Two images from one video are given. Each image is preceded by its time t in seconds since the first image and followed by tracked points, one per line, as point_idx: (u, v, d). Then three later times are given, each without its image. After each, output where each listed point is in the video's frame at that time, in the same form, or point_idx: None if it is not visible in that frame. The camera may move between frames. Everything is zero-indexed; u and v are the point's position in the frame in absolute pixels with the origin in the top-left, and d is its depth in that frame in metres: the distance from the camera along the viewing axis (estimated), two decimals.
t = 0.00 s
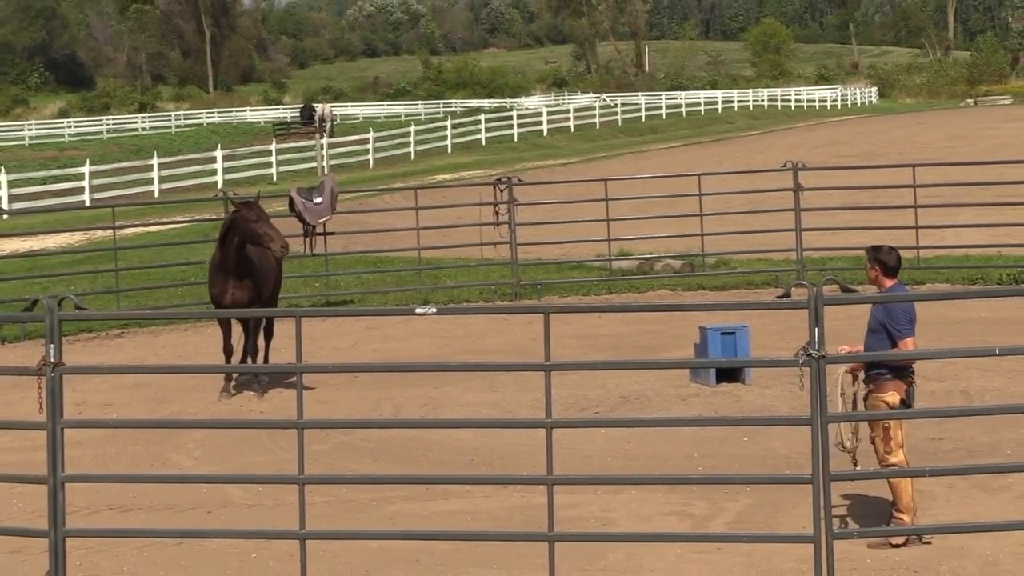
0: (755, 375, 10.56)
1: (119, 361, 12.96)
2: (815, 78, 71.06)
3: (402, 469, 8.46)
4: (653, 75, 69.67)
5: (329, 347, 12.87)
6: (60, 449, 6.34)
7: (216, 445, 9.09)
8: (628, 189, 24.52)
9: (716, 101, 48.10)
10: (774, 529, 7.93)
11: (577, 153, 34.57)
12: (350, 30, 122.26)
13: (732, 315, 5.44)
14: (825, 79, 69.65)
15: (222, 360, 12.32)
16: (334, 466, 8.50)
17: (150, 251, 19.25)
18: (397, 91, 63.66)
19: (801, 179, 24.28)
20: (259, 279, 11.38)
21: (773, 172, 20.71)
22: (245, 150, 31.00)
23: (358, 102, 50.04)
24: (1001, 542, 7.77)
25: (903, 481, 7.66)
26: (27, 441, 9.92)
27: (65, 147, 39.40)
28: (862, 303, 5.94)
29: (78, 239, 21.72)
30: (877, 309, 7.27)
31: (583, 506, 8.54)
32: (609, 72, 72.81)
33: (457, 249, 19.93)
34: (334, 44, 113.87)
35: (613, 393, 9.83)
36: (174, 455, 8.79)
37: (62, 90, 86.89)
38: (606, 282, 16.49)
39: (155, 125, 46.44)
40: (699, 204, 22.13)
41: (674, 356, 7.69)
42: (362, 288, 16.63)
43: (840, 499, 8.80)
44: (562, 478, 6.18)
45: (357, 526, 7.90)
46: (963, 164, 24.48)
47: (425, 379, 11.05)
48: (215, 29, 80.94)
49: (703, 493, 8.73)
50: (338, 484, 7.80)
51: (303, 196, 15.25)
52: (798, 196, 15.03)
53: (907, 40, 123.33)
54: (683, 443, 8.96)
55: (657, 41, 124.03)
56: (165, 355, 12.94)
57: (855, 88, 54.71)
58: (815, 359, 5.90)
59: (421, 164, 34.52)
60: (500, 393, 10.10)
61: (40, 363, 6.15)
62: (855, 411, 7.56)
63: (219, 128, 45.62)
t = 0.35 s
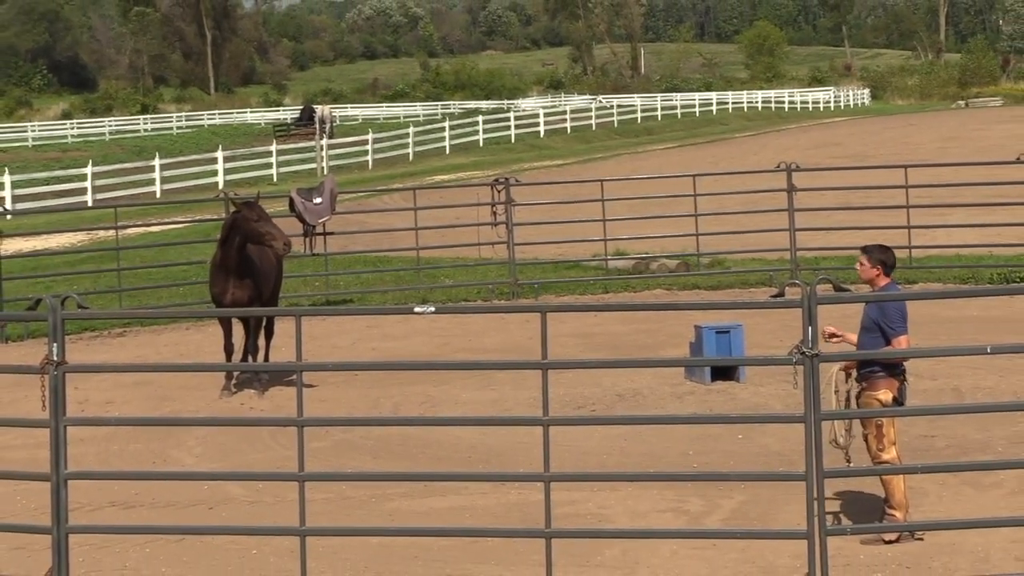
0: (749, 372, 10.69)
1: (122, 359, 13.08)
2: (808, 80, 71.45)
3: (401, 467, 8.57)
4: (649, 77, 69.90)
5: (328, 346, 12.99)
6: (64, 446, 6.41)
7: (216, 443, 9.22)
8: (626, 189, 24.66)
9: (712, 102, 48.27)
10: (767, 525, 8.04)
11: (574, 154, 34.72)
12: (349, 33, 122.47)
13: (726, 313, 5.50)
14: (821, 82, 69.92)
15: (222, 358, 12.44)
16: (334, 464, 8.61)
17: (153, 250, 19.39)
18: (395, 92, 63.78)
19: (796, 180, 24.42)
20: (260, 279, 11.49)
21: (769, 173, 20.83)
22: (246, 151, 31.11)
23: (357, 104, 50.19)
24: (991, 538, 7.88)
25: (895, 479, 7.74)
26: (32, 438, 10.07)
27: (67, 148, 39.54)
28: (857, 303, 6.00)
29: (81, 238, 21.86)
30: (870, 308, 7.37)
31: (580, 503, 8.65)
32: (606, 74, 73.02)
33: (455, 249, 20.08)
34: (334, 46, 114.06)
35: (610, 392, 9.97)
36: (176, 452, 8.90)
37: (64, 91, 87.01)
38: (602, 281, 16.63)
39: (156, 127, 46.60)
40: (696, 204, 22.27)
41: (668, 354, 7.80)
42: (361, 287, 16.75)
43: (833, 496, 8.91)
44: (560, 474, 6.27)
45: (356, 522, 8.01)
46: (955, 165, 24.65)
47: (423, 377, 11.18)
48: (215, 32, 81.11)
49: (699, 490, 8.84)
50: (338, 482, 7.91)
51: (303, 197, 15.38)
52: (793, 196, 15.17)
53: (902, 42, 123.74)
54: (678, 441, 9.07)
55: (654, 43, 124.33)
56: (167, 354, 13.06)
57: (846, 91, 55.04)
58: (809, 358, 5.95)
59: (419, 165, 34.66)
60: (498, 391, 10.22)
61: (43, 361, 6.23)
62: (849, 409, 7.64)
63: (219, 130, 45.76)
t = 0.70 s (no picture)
0: (747, 372, 10.71)
1: (120, 358, 13.09)
2: (806, 78, 71.54)
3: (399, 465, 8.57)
4: (647, 76, 69.96)
5: (327, 345, 13.00)
6: (61, 445, 6.41)
7: (214, 442, 9.22)
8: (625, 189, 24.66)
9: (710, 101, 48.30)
10: (765, 525, 8.03)
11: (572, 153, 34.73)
12: (347, 32, 122.43)
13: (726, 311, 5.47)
14: (818, 80, 70.02)
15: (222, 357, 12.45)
16: (332, 463, 8.62)
17: (151, 250, 19.39)
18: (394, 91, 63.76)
19: (794, 179, 24.44)
20: (258, 277, 11.50)
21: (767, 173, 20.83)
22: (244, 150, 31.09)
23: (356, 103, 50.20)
24: (989, 537, 7.88)
25: (894, 478, 7.73)
26: (31, 438, 10.08)
27: (66, 147, 39.53)
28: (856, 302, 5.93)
29: (79, 237, 21.89)
30: (870, 307, 7.36)
31: (578, 502, 8.65)
32: (604, 73, 73.05)
33: (453, 248, 20.10)
34: (332, 46, 114.12)
35: (608, 392, 9.98)
36: (174, 451, 8.88)
37: (64, 91, 86.94)
38: (600, 280, 16.64)
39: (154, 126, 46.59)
40: (695, 204, 22.27)
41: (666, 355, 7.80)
42: (359, 286, 16.76)
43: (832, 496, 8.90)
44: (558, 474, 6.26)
45: (353, 522, 8.00)
46: (953, 164, 24.67)
47: (422, 377, 11.19)
48: (214, 31, 81.10)
49: (698, 489, 8.84)
50: (336, 482, 7.91)
51: (301, 196, 15.39)
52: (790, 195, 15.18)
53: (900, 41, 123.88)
54: (675, 441, 9.08)
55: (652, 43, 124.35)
56: (165, 353, 13.05)
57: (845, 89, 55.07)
58: (807, 357, 5.94)
59: (417, 164, 34.64)
60: (496, 390, 10.23)
61: (40, 360, 6.23)
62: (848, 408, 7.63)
63: (218, 129, 45.75)
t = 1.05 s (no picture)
0: (746, 371, 10.72)
1: (119, 358, 13.08)
2: (805, 78, 71.51)
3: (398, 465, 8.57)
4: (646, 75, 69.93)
5: (326, 345, 13.00)
6: (61, 445, 6.40)
7: (213, 442, 9.23)
8: (625, 189, 24.66)
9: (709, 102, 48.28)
10: (765, 525, 8.03)
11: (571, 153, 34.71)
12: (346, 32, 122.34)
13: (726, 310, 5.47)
14: (817, 80, 70.02)
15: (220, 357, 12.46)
16: (331, 462, 8.62)
17: (150, 249, 19.37)
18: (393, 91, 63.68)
19: (793, 179, 24.43)
20: (257, 277, 11.50)
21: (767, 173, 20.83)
22: (244, 149, 31.04)
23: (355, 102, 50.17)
24: (988, 537, 7.89)
25: (892, 478, 7.73)
26: (29, 437, 10.08)
27: (65, 147, 39.51)
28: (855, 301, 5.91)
29: (79, 236, 21.86)
30: (869, 306, 7.36)
31: (577, 502, 8.65)
32: (603, 73, 73.04)
33: (452, 248, 20.09)
34: (331, 45, 114.04)
35: (606, 391, 9.98)
36: (173, 451, 8.89)
37: (63, 91, 86.81)
38: (599, 280, 16.64)
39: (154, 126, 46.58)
40: (694, 204, 22.27)
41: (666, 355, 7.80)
42: (359, 286, 16.75)
43: (831, 496, 8.91)
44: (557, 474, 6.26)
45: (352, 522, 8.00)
46: (952, 165, 24.68)
47: (421, 377, 11.20)
48: (213, 31, 81.06)
49: (697, 488, 8.84)
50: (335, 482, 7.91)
51: (300, 196, 15.39)
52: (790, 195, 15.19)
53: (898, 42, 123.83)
54: (675, 440, 9.08)
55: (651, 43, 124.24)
56: (165, 353, 13.04)
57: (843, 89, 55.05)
58: (806, 357, 5.93)
59: (416, 164, 34.62)
60: (495, 390, 10.23)
61: (40, 360, 6.21)
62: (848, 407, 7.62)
63: (217, 128, 45.73)
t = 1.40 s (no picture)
0: (745, 371, 10.72)
1: (117, 357, 13.06)
2: (804, 78, 71.50)
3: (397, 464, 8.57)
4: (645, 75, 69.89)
5: (325, 345, 12.99)
6: (60, 445, 6.38)
7: (212, 442, 9.22)
8: (624, 188, 24.64)
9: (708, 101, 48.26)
10: (764, 525, 8.03)
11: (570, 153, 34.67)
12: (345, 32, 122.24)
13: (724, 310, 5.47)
14: (815, 80, 70.00)
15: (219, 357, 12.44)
16: (330, 462, 8.61)
17: (149, 249, 19.35)
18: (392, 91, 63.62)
19: (792, 178, 24.41)
20: (256, 277, 11.51)
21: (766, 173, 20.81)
22: (242, 149, 31.01)
23: (354, 102, 50.14)
24: (987, 536, 7.88)
25: (891, 477, 7.71)
26: (28, 437, 10.08)
27: (64, 147, 39.47)
28: (855, 300, 5.90)
29: (77, 236, 21.84)
30: (869, 305, 7.36)
31: (576, 501, 8.65)
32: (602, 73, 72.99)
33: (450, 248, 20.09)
34: (330, 45, 113.94)
35: (605, 391, 9.97)
36: (171, 451, 8.88)
37: (62, 90, 86.71)
38: (598, 279, 16.63)
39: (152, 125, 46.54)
40: (693, 204, 22.25)
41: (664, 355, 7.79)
42: (357, 286, 16.74)
43: (831, 496, 8.90)
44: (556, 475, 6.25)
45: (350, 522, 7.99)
46: (951, 165, 24.67)
47: (420, 376, 11.18)
48: (213, 30, 80.99)
49: (696, 488, 8.84)
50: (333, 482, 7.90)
51: (299, 196, 15.37)
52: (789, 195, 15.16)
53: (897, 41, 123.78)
54: (674, 440, 9.08)
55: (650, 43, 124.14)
56: (164, 353, 13.02)
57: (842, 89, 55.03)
58: (805, 356, 5.92)
59: (415, 163, 34.58)
60: (494, 390, 10.22)
61: (38, 360, 6.19)
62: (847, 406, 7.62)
63: (216, 128, 45.70)
